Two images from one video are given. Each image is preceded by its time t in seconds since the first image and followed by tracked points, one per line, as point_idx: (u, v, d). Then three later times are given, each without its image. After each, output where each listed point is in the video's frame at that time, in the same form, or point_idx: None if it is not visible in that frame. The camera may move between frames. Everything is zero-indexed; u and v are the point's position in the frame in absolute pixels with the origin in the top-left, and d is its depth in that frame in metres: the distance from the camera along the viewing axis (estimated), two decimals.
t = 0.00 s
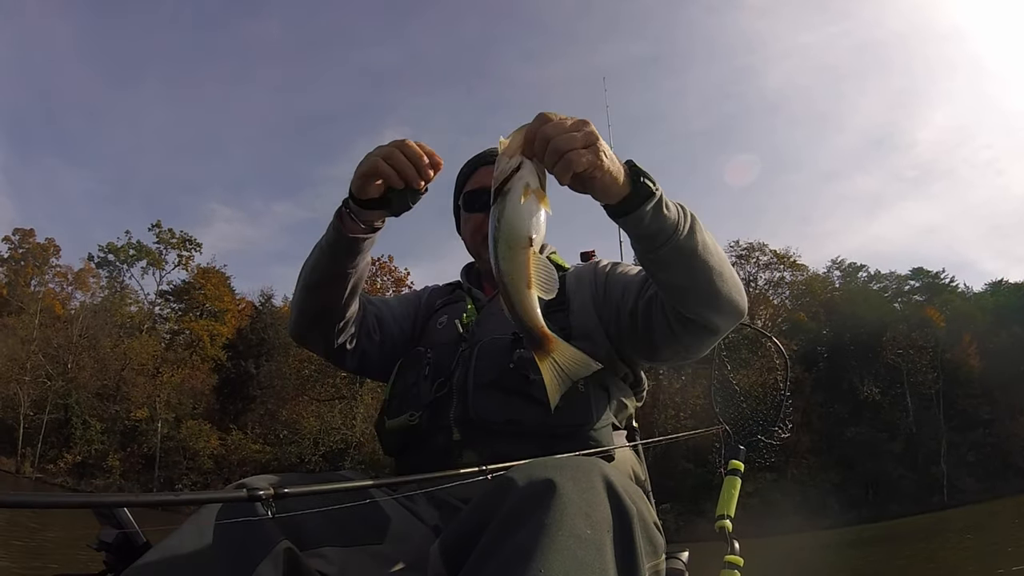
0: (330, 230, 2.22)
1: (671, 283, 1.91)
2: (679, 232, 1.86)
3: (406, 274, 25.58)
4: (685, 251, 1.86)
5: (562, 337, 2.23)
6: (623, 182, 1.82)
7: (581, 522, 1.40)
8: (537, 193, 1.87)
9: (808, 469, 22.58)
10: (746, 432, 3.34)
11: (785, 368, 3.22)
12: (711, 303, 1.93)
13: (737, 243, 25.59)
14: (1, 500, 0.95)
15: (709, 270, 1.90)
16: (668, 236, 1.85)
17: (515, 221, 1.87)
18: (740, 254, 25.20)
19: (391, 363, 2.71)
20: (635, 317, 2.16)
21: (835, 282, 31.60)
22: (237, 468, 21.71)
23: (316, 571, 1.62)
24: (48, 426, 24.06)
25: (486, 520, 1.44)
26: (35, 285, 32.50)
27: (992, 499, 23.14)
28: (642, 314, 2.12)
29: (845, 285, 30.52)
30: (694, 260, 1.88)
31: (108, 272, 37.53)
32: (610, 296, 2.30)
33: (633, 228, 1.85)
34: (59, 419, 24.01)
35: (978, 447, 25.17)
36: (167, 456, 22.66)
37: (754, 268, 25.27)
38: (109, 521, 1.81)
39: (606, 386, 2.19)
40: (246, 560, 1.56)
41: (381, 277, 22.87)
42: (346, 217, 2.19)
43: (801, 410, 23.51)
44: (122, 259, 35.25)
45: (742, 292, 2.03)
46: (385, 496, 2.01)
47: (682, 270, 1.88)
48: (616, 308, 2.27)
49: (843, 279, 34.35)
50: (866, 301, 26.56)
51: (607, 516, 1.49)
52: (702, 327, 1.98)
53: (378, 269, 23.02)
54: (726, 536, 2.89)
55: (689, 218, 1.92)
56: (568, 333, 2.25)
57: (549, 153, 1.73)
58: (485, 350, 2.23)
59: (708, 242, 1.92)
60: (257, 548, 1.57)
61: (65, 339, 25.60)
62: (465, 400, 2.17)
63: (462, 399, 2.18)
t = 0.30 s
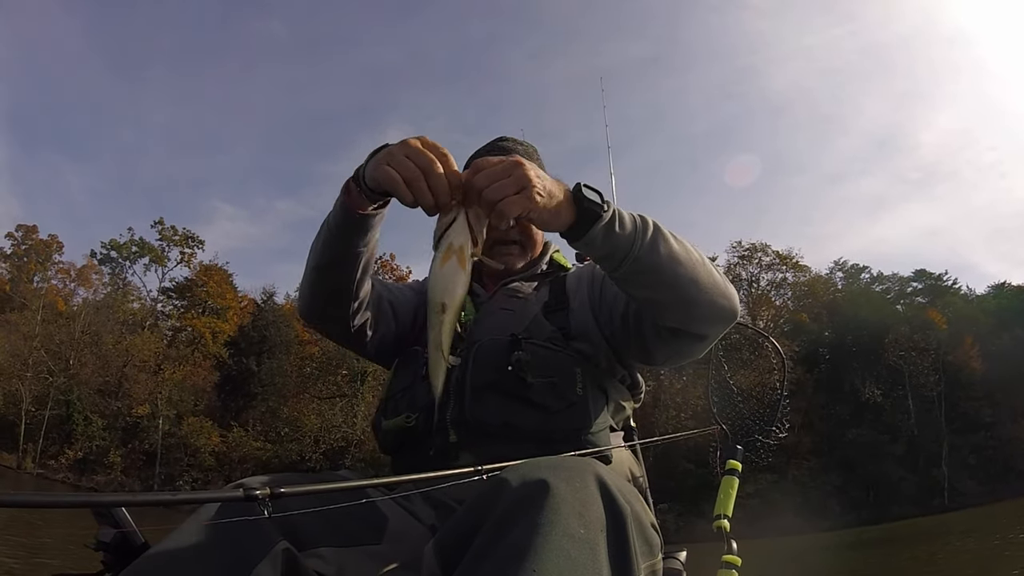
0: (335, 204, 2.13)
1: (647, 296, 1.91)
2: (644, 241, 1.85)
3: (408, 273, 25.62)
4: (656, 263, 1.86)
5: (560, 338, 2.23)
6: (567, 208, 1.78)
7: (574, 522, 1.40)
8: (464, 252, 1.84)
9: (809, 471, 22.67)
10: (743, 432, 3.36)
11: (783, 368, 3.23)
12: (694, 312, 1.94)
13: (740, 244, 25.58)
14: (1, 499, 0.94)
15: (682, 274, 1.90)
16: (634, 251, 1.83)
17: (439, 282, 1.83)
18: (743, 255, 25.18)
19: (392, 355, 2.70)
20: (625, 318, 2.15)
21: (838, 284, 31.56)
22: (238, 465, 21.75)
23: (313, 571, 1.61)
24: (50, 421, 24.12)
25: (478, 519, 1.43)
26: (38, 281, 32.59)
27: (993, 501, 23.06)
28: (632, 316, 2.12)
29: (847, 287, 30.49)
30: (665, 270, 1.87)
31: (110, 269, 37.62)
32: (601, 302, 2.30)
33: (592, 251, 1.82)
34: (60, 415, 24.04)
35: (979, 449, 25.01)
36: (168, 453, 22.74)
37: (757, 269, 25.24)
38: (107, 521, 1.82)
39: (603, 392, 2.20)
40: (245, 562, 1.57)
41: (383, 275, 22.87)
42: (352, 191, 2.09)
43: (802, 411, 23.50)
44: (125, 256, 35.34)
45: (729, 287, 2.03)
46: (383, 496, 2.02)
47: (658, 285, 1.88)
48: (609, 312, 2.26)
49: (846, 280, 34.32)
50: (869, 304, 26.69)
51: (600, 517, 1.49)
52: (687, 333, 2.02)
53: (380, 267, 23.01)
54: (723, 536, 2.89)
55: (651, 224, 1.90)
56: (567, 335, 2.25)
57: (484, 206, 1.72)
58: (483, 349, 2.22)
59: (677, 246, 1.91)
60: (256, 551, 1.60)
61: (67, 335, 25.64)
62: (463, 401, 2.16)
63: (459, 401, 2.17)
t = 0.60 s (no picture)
0: (324, 234, 2.15)
1: (642, 303, 1.91)
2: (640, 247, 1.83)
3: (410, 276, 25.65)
4: (650, 270, 1.84)
5: (562, 340, 2.23)
6: (554, 221, 1.75)
7: (579, 523, 1.40)
8: (453, 265, 1.87)
9: (812, 469, 22.56)
10: (745, 432, 3.36)
11: (785, 368, 3.24)
12: (692, 317, 1.94)
13: (741, 243, 25.62)
14: None
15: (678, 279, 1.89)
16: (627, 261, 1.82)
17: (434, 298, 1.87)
18: (744, 254, 25.20)
19: (393, 357, 2.70)
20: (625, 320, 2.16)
21: (840, 282, 31.54)
22: (241, 469, 21.76)
23: (315, 571, 1.62)
24: (53, 427, 24.17)
25: (482, 522, 1.43)
26: (40, 287, 32.66)
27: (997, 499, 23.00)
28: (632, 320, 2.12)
29: (849, 285, 30.46)
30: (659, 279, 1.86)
31: (113, 275, 37.72)
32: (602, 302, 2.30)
33: (584, 263, 1.79)
34: (63, 421, 24.06)
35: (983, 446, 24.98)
36: (171, 458, 22.80)
37: (759, 268, 25.23)
38: (109, 521, 1.82)
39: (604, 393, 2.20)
40: (249, 561, 1.57)
41: (384, 278, 22.91)
42: (340, 222, 2.10)
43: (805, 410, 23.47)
44: (127, 261, 35.41)
45: (727, 289, 2.01)
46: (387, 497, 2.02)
47: (654, 293, 1.88)
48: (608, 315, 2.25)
49: (848, 278, 34.30)
50: (871, 302, 26.56)
51: (604, 517, 1.49)
52: (684, 338, 2.03)
53: (382, 270, 23.04)
54: (726, 536, 2.89)
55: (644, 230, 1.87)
56: (568, 335, 2.24)
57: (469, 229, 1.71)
58: (484, 351, 2.21)
59: (672, 252, 1.89)
60: (260, 548, 1.60)
61: (70, 342, 25.66)
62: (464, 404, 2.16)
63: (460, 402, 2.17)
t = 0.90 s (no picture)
0: (310, 232, 2.27)
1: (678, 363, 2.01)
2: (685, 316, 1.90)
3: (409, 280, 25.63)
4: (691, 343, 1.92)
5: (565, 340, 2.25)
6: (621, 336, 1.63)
7: (585, 522, 1.39)
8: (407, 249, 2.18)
9: (817, 467, 22.52)
10: (748, 431, 3.37)
11: (789, 368, 3.23)
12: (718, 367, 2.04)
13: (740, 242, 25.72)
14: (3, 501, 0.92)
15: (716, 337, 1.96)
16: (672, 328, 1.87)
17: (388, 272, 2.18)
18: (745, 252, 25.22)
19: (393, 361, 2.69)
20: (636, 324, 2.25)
21: (840, 279, 31.54)
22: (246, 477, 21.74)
23: (318, 571, 1.61)
24: (55, 438, 24.13)
25: (486, 522, 1.43)
26: (40, 299, 32.65)
27: (1003, 492, 22.99)
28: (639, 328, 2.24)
29: (850, 281, 30.45)
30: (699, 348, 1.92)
31: (113, 285, 37.69)
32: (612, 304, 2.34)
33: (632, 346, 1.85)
34: (66, 432, 24.05)
35: (987, 440, 25.00)
36: (175, 467, 22.80)
37: (759, 266, 25.24)
38: (112, 520, 1.82)
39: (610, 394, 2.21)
40: (252, 560, 1.55)
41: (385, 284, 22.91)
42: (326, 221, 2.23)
43: (808, 408, 23.47)
44: (127, 270, 35.42)
45: (755, 335, 2.08)
46: (391, 499, 2.01)
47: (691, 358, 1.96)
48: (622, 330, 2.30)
49: (848, 275, 34.32)
50: (871, 298, 26.54)
51: (610, 518, 1.47)
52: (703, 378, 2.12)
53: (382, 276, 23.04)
54: (730, 536, 2.88)
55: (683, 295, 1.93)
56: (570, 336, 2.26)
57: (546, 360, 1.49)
58: (486, 352, 2.21)
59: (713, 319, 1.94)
60: (261, 543, 1.57)
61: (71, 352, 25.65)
62: (467, 404, 2.15)
63: (464, 404, 2.17)
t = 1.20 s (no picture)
0: (290, 251, 2.44)
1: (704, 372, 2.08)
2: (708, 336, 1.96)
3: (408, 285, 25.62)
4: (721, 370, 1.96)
5: (569, 339, 2.25)
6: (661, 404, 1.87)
7: (592, 524, 1.39)
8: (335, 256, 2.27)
9: (819, 464, 22.57)
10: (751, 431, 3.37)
11: (791, 367, 3.23)
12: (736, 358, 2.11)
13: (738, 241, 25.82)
14: None
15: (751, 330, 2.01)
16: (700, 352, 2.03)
17: (311, 279, 2.27)
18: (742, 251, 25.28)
19: (393, 365, 2.70)
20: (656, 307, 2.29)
21: (839, 276, 31.60)
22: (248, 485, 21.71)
23: (319, 571, 1.61)
24: (57, 450, 24.11)
25: (494, 523, 1.44)
26: (40, 310, 32.64)
27: (1007, 484, 22.99)
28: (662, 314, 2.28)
29: (849, 278, 30.52)
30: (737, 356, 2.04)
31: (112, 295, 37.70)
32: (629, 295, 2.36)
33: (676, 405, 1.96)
34: (68, 443, 24.04)
35: (988, 433, 25.04)
36: (176, 476, 22.69)
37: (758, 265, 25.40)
38: (113, 520, 1.81)
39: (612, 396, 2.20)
40: (251, 558, 1.55)
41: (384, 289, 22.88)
42: (301, 236, 2.40)
43: (809, 405, 23.50)
44: (126, 281, 35.42)
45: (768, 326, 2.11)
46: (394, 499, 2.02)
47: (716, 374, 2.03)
48: (646, 326, 2.34)
49: (846, 272, 34.39)
50: (870, 294, 26.59)
51: (617, 520, 1.47)
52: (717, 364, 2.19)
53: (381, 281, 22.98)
54: (733, 536, 2.87)
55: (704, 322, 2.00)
56: (574, 335, 2.27)
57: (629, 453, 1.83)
58: (491, 353, 2.21)
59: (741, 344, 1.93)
60: (260, 543, 1.57)
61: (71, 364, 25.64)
62: (473, 404, 2.16)
63: (470, 405, 2.18)
